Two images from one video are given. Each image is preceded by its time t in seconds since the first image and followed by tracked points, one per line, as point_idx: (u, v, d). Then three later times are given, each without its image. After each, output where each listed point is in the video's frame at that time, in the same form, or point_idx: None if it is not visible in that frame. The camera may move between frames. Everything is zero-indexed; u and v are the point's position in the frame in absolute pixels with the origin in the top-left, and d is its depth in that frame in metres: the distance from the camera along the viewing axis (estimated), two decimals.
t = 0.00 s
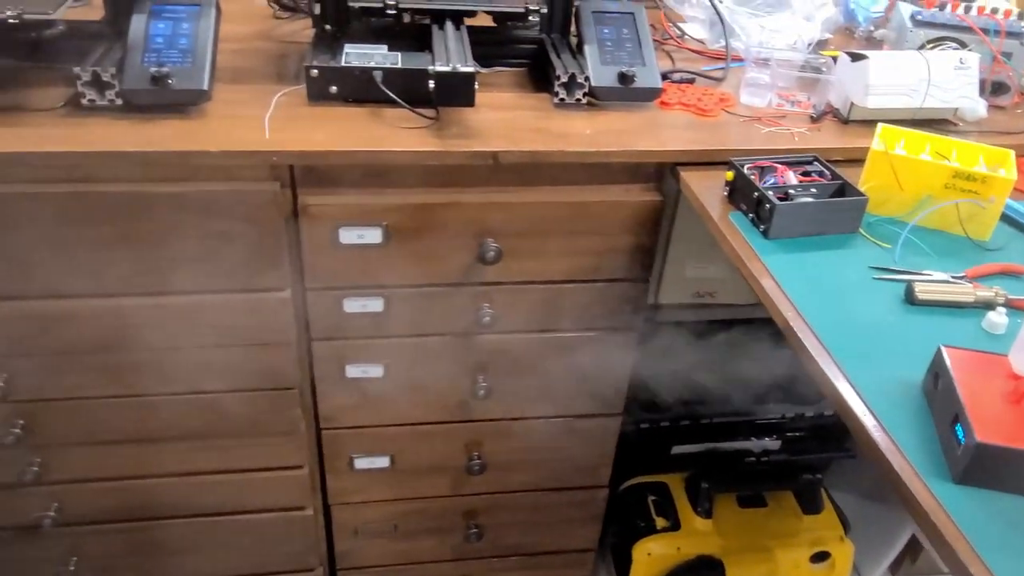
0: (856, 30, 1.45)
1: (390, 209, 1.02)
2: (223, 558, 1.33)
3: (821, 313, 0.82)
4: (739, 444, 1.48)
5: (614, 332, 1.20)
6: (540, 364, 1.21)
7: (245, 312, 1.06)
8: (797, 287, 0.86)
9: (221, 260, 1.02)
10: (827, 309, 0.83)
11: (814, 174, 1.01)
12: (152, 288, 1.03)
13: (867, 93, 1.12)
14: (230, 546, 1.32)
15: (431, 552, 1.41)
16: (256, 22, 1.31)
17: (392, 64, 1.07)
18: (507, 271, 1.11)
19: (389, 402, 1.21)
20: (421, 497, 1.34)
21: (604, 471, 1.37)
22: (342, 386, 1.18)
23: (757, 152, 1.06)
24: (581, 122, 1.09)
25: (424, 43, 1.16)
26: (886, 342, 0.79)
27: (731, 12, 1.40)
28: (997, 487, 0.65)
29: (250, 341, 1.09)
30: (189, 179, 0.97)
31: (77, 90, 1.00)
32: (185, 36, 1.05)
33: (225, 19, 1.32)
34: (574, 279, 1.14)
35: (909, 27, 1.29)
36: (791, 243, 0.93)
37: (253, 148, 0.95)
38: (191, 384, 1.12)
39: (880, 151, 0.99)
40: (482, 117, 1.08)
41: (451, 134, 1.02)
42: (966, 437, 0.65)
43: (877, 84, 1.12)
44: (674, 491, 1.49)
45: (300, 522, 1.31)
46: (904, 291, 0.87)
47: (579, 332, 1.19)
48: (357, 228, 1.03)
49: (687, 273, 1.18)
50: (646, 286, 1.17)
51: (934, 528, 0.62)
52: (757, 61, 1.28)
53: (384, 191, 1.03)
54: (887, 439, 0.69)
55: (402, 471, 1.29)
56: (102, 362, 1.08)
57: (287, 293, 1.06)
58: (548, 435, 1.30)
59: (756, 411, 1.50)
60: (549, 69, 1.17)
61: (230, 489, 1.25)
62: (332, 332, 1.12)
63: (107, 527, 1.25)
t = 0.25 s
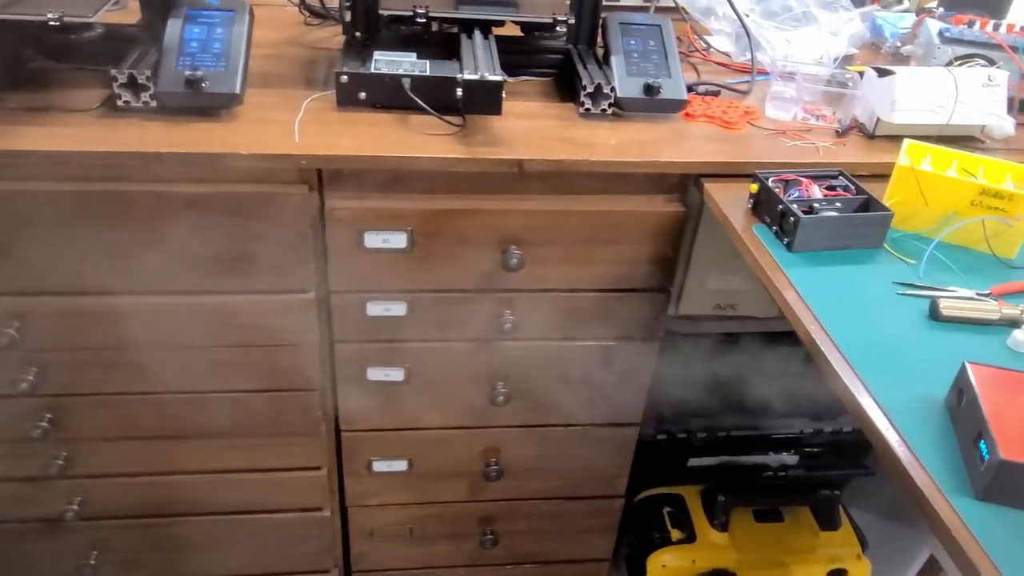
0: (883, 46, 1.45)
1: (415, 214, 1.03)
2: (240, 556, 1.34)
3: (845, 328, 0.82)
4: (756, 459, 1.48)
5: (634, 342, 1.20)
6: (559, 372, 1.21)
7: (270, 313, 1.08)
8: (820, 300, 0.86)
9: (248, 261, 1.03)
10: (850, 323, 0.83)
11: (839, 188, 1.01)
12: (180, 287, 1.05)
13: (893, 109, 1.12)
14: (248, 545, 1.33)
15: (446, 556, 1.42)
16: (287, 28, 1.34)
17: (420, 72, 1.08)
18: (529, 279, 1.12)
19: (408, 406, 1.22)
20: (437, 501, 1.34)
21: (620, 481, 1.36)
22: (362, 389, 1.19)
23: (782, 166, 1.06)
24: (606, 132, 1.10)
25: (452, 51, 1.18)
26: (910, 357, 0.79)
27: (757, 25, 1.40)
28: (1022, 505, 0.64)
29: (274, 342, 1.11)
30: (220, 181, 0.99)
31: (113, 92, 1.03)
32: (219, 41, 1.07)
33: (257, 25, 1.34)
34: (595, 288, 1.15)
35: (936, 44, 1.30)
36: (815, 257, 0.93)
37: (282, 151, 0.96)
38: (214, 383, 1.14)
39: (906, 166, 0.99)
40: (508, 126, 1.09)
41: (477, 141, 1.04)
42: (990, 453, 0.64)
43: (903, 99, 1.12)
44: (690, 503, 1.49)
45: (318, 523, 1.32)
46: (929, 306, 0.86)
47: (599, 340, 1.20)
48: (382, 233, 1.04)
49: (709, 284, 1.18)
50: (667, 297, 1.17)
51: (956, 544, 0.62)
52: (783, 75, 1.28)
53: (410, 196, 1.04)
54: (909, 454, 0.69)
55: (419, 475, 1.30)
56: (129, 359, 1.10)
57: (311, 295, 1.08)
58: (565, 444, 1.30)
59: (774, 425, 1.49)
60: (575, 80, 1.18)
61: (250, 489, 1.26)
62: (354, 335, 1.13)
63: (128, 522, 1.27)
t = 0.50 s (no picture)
0: (895, 56, 1.45)
1: (431, 220, 1.05)
2: (253, 556, 1.36)
3: (857, 336, 0.83)
4: (766, 466, 1.47)
5: (646, 349, 1.21)
6: (571, 377, 1.22)
7: (287, 316, 1.09)
8: (832, 309, 0.86)
9: (266, 265, 1.05)
10: (862, 331, 0.83)
11: (851, 198, 1.02)
12: (199, 289, 1.06)
13: (906, 118, 1.13)
14: (261, 545, 1.34)
15: (456, 560, 1.43)
16: (304, 35, 1.35)
17: (437, 79, 1.10)
18: (543, 284, 1.13)
19: (421, 410, 1.23)
20: (448, 504, 1.35)
21: (630, 486, 1.37)
22: (376, 392, 1.20)
23: (795, 175, 1.07)
24: (620, 140, 1.11)
25: (468, 59, 1.19)
26: (922, 366, 0.80)
27: (771, 35, 1.41)
28: None
29: (290, 344, 1.12)
30: (239, 185, 1.00)
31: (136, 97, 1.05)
32: (240, 47, 1.08)
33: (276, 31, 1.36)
34: (608, 295, 1.16)
35: (949, 54, 1.31)
36: (827, 266, 0.94)
37: (301, 157, 0.98)
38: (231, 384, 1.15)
39: (919, 176, 0.99)
40: (523, 133, 1.10)
41: (493, 148, 1.05)
42: (1002, 461, 0.65)
43: (917, 109, 1.13)
44: (700, 509, 1.51)
45: (330, 525, 1.33)
46: (941, 315, 0.87)
47: (611, 346, 1.20)
48: (398, 238, 1.05)
49: (721, 292, 1.19)
50: (680, 304, 1.18)
51: (967, 551, 0.63)
52: (796, 85, 1.29)
53: (426, 202, 1.05)
54: (920, 462, 0.69)
55: (431, 478, 1.31)
56: (148, 359, 1.11)
57: (327, 298, 1.09)
58: (576, 449, 1.31)
59: (785, 433, 1.47)
60: (589, 88, 1.19)
61: (264, 489, 1.27)
62: (369, 338, 1.14)
63: (143, 521, 1.29)
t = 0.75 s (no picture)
0: (908, 64, 1.45)
1: (446, 225, 1.06)
2: (267, 557, 1.37)
3: (868, 342, 0.83)
4: (776, 472, 1.49)
5: (658, 354, 1.22)
6: (584, 381, 1.23)
7: (304, 318, 1.11)
8: (844, 315, 0.87)
9: (283, 268, 1.07)
10: (874, 337, 0.84)
11: (863, 205, 1.02)
12: (217, 292, 1.08)
13: (918, 126, 1.14)
14: (275, 546, 1.36)
15: (468, 562, 1.44)
16: (321, 42, 1.37)
17: (453, 86, 1.11)
18: (556, 289, 1.14)
19: (435, 413, 1.24)
20: (461, 507, 1.36)
21: (641, 491, 1.38)
22: (391, 395, 1.21)
23: (807, 182, 1.08)
24: (633, 147, 1.12)
25: (484, 66, 1.21)
26: (933, 371, 0.81)
27: (783, 43, 1.41)
28: None
29: (306, 347, 1.14)
30: (259, 190, 1.02)
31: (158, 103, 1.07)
32: (259, 55, 1.10)
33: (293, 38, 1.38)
34: (620, 300, 1.17)
35: (962, 63, 1.32)
36: (839, 271, 0.95)
37: (320, 162, 0.99)
38: (248, 386, 1.17)
39: (930, 184, 1.00)
40: (537, 139, 1.12)
41: (508, 154, 1.06)
42: (1012, 465, 0.65)
43: (928, 117, 1.13)
44: (710, 515, 1.50)
45: (343, 526, 1.35)
46: (952, 322, 0.88)
47: (623, 351, 1.21)
48: (414, 242, 1.07)
49: (732, 297, 1.20)
50: (691, 309, 1.19)
51: (978, 555, 0.63)
52: (808, 92, 1.30)
53: (441, 207, 1.07)
54: (932, 466, 0.70)
55: (443, 481, 1.32)
56: (167, 361, 1.13)
57: (343, 301, 1.11)
58: (588, 453, 1.32)
59: (796, 439, 1.48)
60: (603, 95, 1.21)
61: (278, 490, 1.29)
62: (383, 341, 1.16)
63: (159, 521, 1.30)
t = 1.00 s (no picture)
0: (922, 72, 1.46)
1: (464, 231, 1.07)
2: (284, 559, 1.38)
3: (885, 348, 0.84)
4: (790, 479, 1.49)
5: (672, 359, 1.23)
6: (599, 386, 1.24)
7: (322, 322, 1.12)
8: (861, 321, 0.88)
9: (303, 273, 1.08)
10: (890, 343, 0.85)
11: (879, 213, 1.03)
12: (238, 296, 1.10)
13: (933, 134, 1.14)
14: (292, 548, 1.37)
15: (482, 566, 1.45)
16: (340, 50, 1.39)
17: (471, 93, 1.13)
18: (572, 294, 1.15)
19: (450, 416, 1.25)
20: (475, 511, 1.37)
21: (655, 496, 1.38)
22: (408, 399, 1.23)
23: (822, 189, 1.08)
24: (649, 154, 1.13)
25: (501, 74, 1.22)
26: (950, 377, 0.81)
27: (797, 51, 1.42)
28: None
29: (325, 350, 1.15)
30: (280, 195, 1.03)
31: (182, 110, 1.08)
32: (281, 62, 1.12)
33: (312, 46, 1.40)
34: (635, 305, 1.17)
35: (976, 71, 1.33)
36: (855, 278, 0.95)
37: (340, 168, 1.01)
38: (267, 389, 1.19)
39: (946, 192, 1.01)
40: (554, 146, 1.13)
41: (525, 161, 1.07)
42: None
43: (944, 125, 1.14)
44: (723, 522, 1.51)
45: (359, 529, 1.36)
46: (968, 328, 0.88)
47: (638, 356, 1.22)
48: (432, 247, 1.08)
49: (747, 304, 1.20)
50: (706, 315, 1.19)
51: (995, 559, 0.64)
52: (823, 100, 1.30)
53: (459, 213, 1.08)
54: (949, 471, 0.71)
55: (458, 484, 1.33)
56: (188, 363, 1.15)
57: (362, 306, 1.12)
58: (602, 457, 1.33)
59: (809, 446, 1.48)
60: (619, 102, 1.22)
61: (295, 493, 1.30)
62: (400, 345, 1.17)
63: (178, 522, 1.32)
